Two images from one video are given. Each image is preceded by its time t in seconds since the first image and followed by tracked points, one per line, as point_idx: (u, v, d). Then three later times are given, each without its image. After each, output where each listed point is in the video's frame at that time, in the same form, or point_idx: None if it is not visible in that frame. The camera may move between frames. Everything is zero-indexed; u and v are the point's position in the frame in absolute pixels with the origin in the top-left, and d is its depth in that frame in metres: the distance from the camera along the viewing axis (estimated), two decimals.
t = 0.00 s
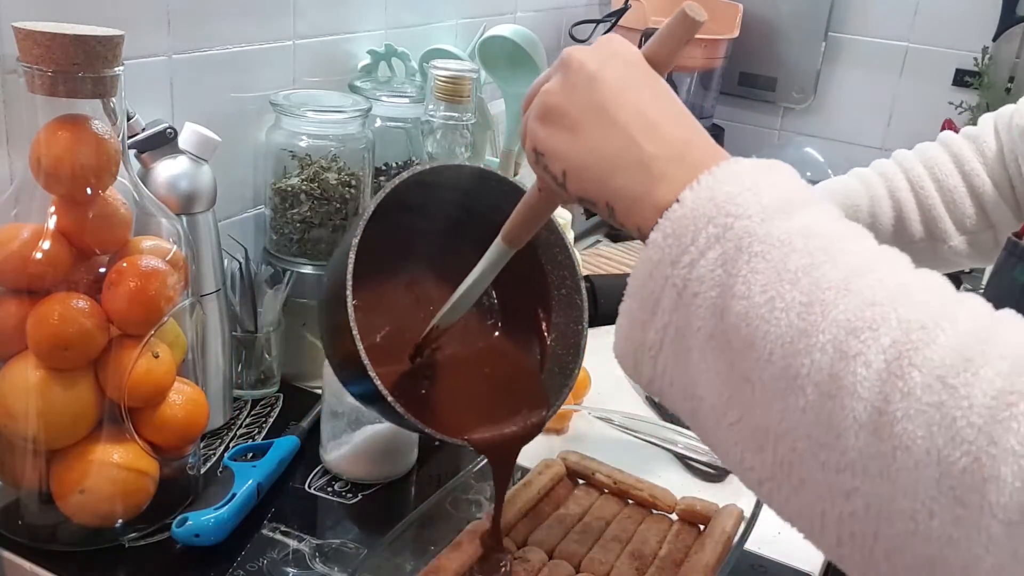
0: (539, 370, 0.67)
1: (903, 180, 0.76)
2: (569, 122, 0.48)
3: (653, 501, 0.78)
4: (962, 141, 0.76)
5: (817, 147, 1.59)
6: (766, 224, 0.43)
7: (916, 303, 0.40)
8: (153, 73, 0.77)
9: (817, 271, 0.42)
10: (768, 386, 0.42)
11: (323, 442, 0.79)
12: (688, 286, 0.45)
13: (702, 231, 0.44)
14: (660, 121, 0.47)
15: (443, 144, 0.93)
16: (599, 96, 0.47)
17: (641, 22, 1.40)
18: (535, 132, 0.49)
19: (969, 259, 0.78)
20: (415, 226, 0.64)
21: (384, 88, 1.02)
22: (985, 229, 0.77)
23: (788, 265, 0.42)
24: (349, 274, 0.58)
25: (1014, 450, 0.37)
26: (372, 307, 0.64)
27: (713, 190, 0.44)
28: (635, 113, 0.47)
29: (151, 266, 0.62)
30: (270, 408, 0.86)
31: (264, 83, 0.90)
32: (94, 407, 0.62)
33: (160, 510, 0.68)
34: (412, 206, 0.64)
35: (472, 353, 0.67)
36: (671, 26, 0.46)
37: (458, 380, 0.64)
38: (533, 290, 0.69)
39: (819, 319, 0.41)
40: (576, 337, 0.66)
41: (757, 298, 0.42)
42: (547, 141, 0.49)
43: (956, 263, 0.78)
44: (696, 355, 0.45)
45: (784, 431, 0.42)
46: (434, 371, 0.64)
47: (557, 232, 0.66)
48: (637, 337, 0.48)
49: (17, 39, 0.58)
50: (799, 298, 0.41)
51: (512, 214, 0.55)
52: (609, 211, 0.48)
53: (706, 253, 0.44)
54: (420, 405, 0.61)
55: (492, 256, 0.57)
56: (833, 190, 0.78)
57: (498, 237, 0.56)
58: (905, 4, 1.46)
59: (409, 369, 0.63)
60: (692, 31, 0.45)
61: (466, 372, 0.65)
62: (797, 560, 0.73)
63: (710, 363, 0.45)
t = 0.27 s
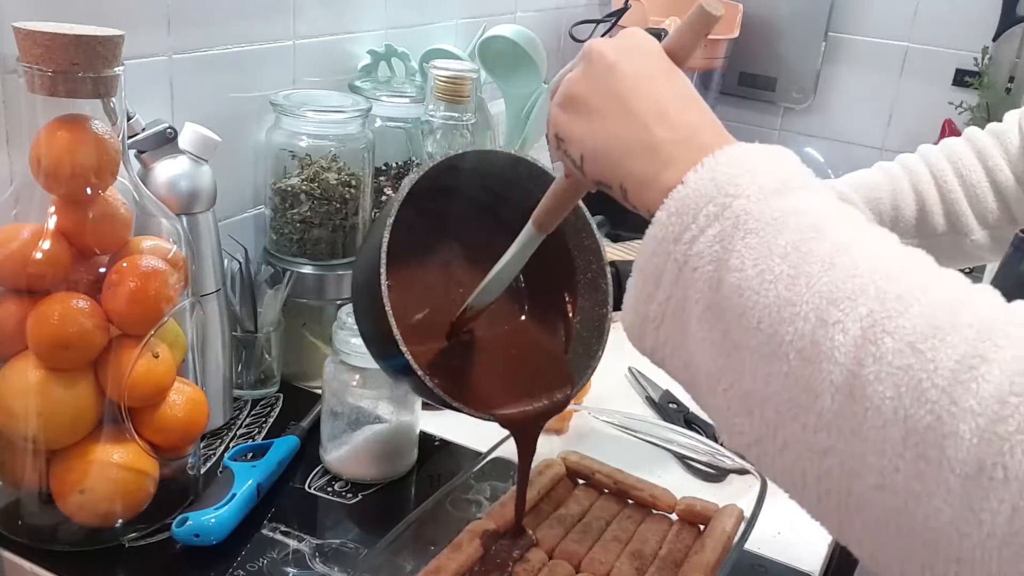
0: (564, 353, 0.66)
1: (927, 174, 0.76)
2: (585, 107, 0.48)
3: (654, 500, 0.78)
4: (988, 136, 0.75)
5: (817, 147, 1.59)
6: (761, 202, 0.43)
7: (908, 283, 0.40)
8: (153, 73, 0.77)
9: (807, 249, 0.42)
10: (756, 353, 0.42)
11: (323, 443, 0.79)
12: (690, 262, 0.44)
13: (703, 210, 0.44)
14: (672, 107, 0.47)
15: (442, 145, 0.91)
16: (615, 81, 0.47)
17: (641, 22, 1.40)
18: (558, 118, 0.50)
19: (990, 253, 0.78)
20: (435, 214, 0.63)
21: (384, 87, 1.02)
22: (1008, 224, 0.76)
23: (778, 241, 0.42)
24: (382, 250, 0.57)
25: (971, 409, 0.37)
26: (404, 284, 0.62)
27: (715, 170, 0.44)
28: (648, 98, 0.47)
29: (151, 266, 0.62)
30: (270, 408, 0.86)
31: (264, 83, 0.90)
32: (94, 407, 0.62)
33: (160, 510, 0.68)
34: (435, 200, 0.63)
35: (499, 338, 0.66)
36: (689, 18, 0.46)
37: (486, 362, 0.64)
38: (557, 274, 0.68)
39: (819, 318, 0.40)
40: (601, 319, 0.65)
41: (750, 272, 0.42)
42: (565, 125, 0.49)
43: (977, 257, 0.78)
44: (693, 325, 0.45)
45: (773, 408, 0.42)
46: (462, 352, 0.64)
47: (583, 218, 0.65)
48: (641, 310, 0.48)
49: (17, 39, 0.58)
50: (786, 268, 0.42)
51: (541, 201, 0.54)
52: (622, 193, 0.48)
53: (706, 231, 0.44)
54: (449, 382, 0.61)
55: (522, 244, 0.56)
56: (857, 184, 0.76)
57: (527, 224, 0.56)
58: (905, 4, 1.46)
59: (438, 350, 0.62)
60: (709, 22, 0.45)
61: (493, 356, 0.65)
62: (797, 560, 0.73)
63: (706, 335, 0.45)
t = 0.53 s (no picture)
0: (589, 337, 0.66)
1: (952, 167, 0.74)
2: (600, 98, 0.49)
3: (654, 498, 0.78)
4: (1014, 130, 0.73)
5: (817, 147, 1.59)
6: (755, 188, 0.43)
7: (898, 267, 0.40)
8: (153, 73, 0.77)
9: (794, 233, 0.42)
10: (745, 332, 0.43)
11: (323, 443, 0.79)
12: (687, 246, 0.44)
13: (702, 196, 0.44)
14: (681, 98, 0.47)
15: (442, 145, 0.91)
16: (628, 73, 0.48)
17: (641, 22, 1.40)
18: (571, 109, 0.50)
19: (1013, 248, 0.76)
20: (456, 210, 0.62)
21: (384, 88, 1.01)
22: None
23: (768, 224, 0.42)
24: (416, 248, 0.59)
25: (932, 377, 0.37)
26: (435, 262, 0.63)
27: (716, 161, 0.44)
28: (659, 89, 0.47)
29: (151, 266, 0.62)
30: (270, 408, 0.86)
31: (264, 83, 0.90)
32: (94, 407, 0.62)
33: (160, 510, 0.68)
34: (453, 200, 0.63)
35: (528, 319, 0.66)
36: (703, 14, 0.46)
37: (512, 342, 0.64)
38: (586, 258, 0.68)
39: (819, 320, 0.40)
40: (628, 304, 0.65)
41: (741, 254, 0.42)
42: (581, 117, 0.50)
43: (1000, 252, 0.76)
44: (689, 303, 0.45)
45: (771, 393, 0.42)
46: (490, 329, 0.64)
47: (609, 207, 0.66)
48: (643, 290, 0.47)
49: (17, 39, 0.58)
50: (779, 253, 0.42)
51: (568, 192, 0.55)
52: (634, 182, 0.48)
53: (703, 216, 0.44)
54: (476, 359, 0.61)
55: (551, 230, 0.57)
56: (883, 176, 0.76)
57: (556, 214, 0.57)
58: (904, 4, 1.47)
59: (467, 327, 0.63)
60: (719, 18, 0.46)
61: (521, 335, 0.65)
62: (797, 560, 0.74)
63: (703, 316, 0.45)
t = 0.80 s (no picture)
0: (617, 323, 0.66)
1: (974, 159, 0.74)
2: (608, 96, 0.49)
3: (653, 498, 0.78)
4: None
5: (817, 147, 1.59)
6: (747, 182, 0.44)
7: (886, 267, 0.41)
8: (153, 73, 0.77)
9: (782, 225, 0.43)
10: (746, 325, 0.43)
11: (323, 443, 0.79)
12: (686, 237, 0.45)
13: (697, 190, 0.44)
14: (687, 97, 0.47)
15: (443, 145, 0.90)
16: (635, 72, 0.48)
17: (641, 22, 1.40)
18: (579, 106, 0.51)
19: None
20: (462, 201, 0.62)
21: (384, 88, 1.01)
22: None
23: (759, 217, 0.43)
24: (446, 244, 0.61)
25: (898, 359, 0.39)
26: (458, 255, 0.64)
27: (713, 156, 0.45)
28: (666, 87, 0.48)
29: (151, 266, 0.62)
30: (270, 408, 0.86)
31: (264, 83, 0.90)
32: (94, 408, 0.62)
33: (160, 510, 0.68)
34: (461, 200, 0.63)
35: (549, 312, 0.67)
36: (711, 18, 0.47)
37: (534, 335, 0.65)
38: (610, 248, 0.68)
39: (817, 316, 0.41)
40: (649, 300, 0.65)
41: (733, 245, 0.43)
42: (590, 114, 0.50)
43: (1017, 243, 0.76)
44: (687, 292, 0.45)
45: (769, 380, 0.42)
46: (515, 319, 0.65)
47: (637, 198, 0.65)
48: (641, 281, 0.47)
49: (17, 40, 0.58)
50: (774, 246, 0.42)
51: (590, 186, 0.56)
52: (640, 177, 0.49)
53: (699, 209, 0.44)
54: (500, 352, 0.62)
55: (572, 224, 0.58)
56: (906, 168, 0.75)
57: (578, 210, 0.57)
58: (904, 4, 1.47)
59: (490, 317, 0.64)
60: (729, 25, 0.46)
61: (545, 323, 0.66)
62: (797, 560, 0.74)
63: (703, 307, 0.45)
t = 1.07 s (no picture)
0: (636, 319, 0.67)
1: (999, 154, 0.73)
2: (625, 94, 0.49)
3: (654, 498, 0.78)
4: None
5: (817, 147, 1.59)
6: (763, 185, 0.43)
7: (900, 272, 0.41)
8: (153, 73, 0.77)
9: (796, 230, 0.42)
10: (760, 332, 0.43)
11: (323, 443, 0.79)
12: (701, 239, 0.45)
13: (714, 193, 0.44)
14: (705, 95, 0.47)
15: (442, 145, 0.90)
16: (653, 69, 0.48)
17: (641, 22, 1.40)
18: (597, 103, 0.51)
19: None
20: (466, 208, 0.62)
21: (384, 88, 1.01)
22: None
23: (773, 223, 0.43)
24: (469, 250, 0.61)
25: (906, 369, 0.39)
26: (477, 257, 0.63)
27: (729, 157, 0.45)
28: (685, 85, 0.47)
29: (151, 266, 0.62)
30: (270, 408, 0.86)
31: (264, 83, 0.90)
32: (94, 408, 0.62)
33: (161, 510, 0.68)
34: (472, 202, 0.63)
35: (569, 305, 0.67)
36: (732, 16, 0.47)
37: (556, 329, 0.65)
38: (632, 244, 0.68)
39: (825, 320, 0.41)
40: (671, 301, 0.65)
41: (747, 249, 0.43)
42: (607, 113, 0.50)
43: None
44: (700, 295, 0.45)
45: (784, 386, 0.42)
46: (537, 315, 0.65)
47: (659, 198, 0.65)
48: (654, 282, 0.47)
49: (17, 40, 0.58)
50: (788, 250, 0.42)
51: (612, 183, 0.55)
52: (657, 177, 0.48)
53: (714, 210, 0.44)
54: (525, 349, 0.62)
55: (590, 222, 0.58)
56: (929, 163, 0.73)
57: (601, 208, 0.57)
58: (904, 4, 1.47)
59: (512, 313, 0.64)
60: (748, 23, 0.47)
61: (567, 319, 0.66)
62: (798, 560, 0.74)
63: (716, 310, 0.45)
